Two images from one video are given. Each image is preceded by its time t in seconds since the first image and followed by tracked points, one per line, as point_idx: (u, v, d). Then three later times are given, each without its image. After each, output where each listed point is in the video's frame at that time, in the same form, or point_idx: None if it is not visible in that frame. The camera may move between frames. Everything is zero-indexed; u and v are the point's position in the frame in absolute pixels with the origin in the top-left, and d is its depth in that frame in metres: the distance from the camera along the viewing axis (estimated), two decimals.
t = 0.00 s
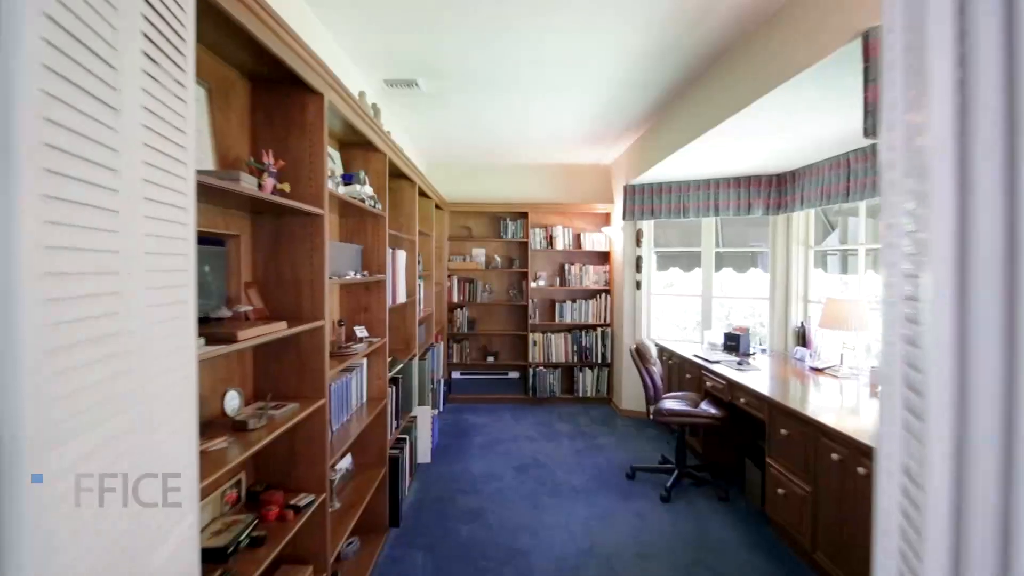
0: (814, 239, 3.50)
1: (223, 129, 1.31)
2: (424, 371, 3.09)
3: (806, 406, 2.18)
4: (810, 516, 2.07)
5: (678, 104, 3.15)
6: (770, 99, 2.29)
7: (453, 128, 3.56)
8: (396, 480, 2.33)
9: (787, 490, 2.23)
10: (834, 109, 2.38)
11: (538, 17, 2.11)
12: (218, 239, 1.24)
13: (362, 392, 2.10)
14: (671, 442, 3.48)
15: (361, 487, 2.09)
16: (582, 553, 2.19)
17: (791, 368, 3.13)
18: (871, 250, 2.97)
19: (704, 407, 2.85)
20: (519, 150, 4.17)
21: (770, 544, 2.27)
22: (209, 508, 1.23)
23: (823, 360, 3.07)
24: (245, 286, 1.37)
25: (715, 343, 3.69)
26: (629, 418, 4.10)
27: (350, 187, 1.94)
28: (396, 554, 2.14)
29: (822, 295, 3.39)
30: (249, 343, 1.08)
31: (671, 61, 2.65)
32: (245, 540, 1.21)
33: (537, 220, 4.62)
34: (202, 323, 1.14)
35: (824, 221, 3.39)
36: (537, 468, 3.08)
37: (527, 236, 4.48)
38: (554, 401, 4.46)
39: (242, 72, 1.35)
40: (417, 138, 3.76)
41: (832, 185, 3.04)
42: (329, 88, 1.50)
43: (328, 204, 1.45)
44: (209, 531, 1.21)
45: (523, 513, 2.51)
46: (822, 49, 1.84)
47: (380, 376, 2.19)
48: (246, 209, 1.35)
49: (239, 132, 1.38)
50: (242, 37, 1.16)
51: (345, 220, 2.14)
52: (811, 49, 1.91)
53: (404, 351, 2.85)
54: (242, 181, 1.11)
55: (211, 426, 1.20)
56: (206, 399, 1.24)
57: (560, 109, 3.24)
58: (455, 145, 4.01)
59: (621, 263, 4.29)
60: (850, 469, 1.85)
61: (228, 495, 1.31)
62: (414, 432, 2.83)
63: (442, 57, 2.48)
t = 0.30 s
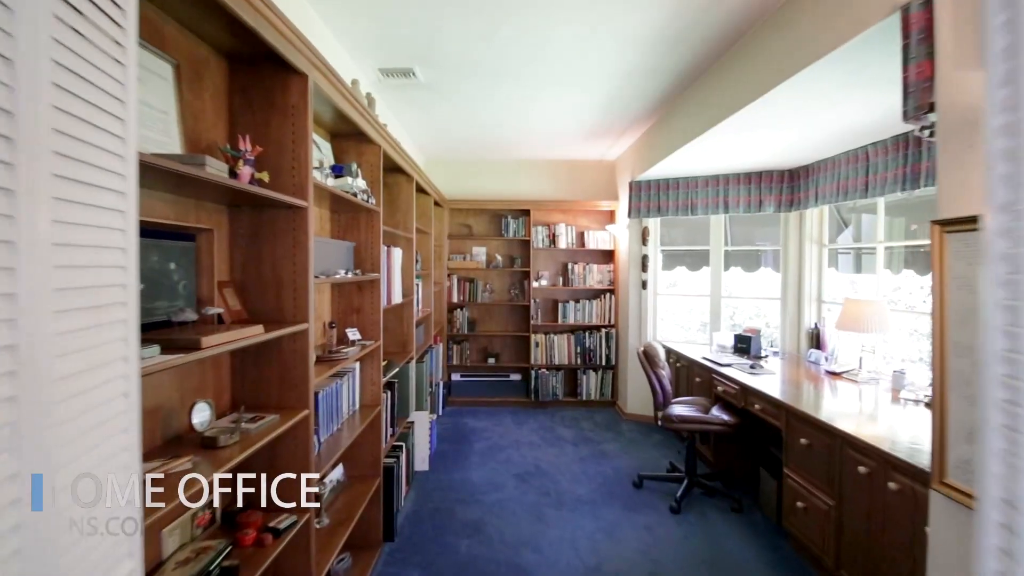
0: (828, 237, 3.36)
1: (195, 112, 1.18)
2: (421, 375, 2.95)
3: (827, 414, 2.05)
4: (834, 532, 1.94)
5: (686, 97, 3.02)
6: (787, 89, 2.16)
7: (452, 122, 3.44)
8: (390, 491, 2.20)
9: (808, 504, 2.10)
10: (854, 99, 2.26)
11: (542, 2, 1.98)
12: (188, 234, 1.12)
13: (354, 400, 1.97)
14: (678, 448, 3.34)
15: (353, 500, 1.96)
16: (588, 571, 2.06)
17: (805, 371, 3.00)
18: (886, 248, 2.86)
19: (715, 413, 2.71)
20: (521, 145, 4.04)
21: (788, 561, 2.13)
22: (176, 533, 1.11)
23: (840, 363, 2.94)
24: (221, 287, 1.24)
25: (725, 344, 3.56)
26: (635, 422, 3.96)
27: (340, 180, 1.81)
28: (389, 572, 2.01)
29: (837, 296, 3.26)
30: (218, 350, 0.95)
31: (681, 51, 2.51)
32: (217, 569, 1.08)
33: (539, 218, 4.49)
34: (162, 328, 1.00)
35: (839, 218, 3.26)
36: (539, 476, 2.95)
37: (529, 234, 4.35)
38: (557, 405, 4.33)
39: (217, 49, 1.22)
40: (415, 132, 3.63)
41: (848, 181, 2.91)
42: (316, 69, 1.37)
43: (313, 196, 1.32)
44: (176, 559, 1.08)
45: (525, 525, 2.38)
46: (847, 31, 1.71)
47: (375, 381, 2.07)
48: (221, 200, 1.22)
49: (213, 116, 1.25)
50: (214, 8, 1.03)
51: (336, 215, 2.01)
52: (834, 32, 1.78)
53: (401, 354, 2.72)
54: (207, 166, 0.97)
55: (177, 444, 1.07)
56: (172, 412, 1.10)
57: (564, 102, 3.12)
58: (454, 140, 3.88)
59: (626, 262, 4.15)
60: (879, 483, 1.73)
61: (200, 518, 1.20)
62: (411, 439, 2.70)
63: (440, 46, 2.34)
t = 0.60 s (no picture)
0: (844, 234, 3.24)
1: (167, 88, 1.05)
2: (421, 377, 2.83)
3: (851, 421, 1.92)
4: (861, 548, 1.82)
5: (697, 89, 2.89)
6: (807, 78, 2.04)
7: (453, 115, 3.31)
8: (387, 501, 2.08)
9: (831, 517, 1.98)
10: (877, 91, 2.13)
11: None
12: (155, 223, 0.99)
13: (349, 405, 1.85)
14: (688, 453, 3.22)
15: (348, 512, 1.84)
16: None
17: (820, 374, 2.88)
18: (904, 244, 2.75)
19: (729, 418, 2.58)
20: (525, 140, 3.91)
21: None
22: (143, 561, 0.99)
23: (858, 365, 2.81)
24: (196, 283, 1.11)
25: (736, 346, 3.43)
26: (642, 426, 3.84)
27: (333, 170, 1.68)
28: None
29: (853, 295, 3.14)
30: (185, 355, 0.83)
31: (694, 39, 2.39)
32: None
33: (543, 215, 4.36)
34: (119, 330, 0.88)
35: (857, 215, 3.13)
36: (544, 483, 2.82)
37: (533, 231, 4.22)
38: (561, 407, 4.21)
39: (190, 18, 1.09)
40: (415, 126, 3.51)
41: (868, 175, 2.78)
42: (303, 45, 1.24)
43: (300, 183, 1.19)
44: None
45: (530, 537, 2.26)
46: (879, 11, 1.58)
47: (370, 386, 1.95)
48: (195, 187, 1.09)
49: (187, 93, 1.12)
50: None
51: (329, 208, 1.89)
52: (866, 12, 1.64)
53: (400, 355, 2.60)
54: (170, 142, 0.85)
55: (141, 462, 0.94)
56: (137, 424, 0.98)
57: (569, 94, 2.99)
58: (456, 135, 3.75)
59: (633, 261, 4.02)
60: (914, 498, 1.61)
61: (171, 542, 1.08)
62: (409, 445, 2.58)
63: (442, 32, 2.22)
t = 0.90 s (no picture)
0: (864, 233, 3.10)
1: (128, 64, 0.91)
2: (422, 384, 2.69)
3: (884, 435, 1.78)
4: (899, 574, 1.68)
5: (711, 81, 2.75)
6: (834, 67, 1.90)
7: (456, 109, 3.18)
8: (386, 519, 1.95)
9: (864, 538, 1.84)
10: (909, 83, 1.99)
11: None
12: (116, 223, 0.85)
13: (343, 418, 1.72)
14: (701, 463, 3.07)
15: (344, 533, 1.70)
16: None
17: (841, 379, 2.75)
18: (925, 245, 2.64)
19: (748, 428, 2.44)
20: (529, 136, 3.77)
21: None
22: None
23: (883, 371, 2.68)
24: (164, 288, 0.97)
25: (750, 350, 3.28)
26: (651, 433, 3.70)
27: (325, 164, 1.55)
28: None
29: (874, 298, 3.00)
30: (133, 377, 0.70)
31: (711, 28, 2.25)
32: None
33: (549, 214, 4.22)
34: (57, 345, 0.75)
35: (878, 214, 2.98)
36: (551, 495, 2.68)
37: (538, 231, 4.08)
38: (567, 413, 4.08)
39: None
40: (416, 121, 3.37)
41: (892, 171, 2.64)
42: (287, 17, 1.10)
43: (284, 174, 1.06)
44: None
45: (537, 556, 2.12)
46: None
47: (367, 396, 1.81)
48: (163, 178, 0.96)
49: (153, 70, 0.98)
50: None
51: (323, 205, 1.76)
52: None
53: (400, 361, 2.47)
54: (118, 121, 0.71)
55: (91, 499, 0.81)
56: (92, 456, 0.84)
57: (577, 87, 2.86)
58: (458, 130, 3.62)
59: (641, 261, 3.88)
60: (962, 522, 1.47)
61: None
62: (410, 456, 2.45)
63: (444, 19, 2.09)
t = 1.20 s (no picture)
0: (887, 232, 2.95)
1: (76, 30, 0.77)
2: (423, 391, 2.55)
3: (924, 450, 1.64)
4: None
5: (726, 73, 2.60)
6: (865, 53, 1.76)
7: (457, 103, 3.05)
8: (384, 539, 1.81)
9: (900, 561, 1.70)
10: (944, 71, 1.85)
11: None
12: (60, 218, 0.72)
13: (337, 432, 1.58)
14: (715, 473, 2.93)
15: (338, 558, 1.57)
16: None
17: (864, 386, 2.61)
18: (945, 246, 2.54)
19: (768, 440, 2.30)
20: (534, 132, 3.63)
21: None
22: None
23: (910, 377, 2.54)
24: (123, 293, 0.84)
25: (766, 355, 3.14)
26: (661, 440, 3.56)
27: (316, 155, 1.41)
28: None
29: (898, 300, 2.86)
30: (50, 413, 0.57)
31: (730, 14, 2.10)
32: None
33: (554, 213, 4.08)
34: None
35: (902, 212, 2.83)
36: (558, 508, 2.55)
37: (543, 230, 3.94)
38: (574, 419, 3.94)
39: None
40: (416, 115, 3.24)
41: (917, 166, 2.49)
42: None
43: (262, 162, 0.92)
44: None
45: None
46: None
47: (363, 408, 1.67)
48: (119, 165, 0.82)
49: (109, 40, 0.84)
50: None
51: (315, 201, 1.62)
52: None
53: (399, 368, 2.33)
54: (35, 89, 0.60)
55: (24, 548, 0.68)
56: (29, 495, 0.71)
57: (584, 80, 2.72)
58: (460, 126, 3.48)
59: (651, 262, 3.73)
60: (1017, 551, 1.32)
61: None
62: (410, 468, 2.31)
63: (445, 3, 1.94)
